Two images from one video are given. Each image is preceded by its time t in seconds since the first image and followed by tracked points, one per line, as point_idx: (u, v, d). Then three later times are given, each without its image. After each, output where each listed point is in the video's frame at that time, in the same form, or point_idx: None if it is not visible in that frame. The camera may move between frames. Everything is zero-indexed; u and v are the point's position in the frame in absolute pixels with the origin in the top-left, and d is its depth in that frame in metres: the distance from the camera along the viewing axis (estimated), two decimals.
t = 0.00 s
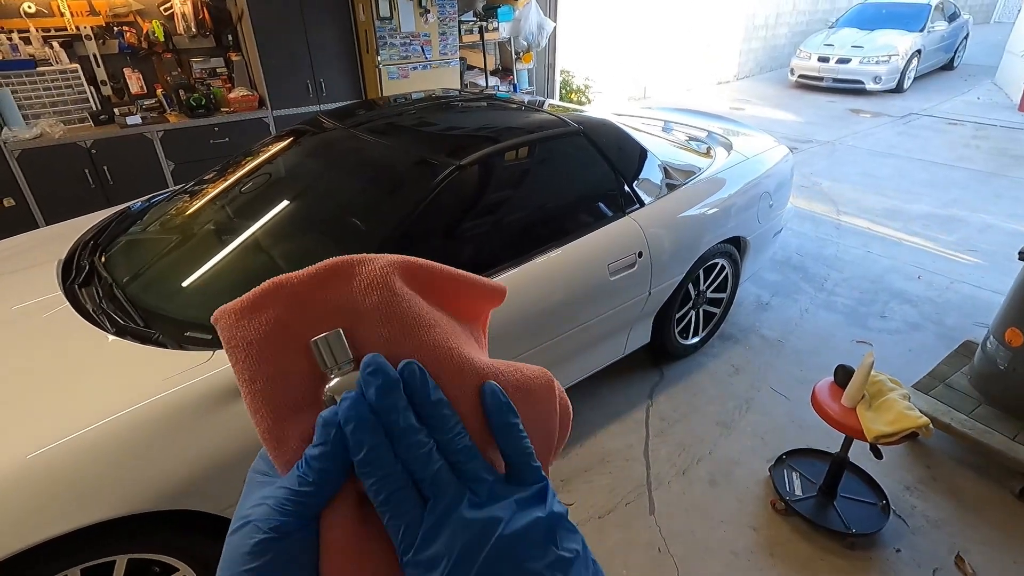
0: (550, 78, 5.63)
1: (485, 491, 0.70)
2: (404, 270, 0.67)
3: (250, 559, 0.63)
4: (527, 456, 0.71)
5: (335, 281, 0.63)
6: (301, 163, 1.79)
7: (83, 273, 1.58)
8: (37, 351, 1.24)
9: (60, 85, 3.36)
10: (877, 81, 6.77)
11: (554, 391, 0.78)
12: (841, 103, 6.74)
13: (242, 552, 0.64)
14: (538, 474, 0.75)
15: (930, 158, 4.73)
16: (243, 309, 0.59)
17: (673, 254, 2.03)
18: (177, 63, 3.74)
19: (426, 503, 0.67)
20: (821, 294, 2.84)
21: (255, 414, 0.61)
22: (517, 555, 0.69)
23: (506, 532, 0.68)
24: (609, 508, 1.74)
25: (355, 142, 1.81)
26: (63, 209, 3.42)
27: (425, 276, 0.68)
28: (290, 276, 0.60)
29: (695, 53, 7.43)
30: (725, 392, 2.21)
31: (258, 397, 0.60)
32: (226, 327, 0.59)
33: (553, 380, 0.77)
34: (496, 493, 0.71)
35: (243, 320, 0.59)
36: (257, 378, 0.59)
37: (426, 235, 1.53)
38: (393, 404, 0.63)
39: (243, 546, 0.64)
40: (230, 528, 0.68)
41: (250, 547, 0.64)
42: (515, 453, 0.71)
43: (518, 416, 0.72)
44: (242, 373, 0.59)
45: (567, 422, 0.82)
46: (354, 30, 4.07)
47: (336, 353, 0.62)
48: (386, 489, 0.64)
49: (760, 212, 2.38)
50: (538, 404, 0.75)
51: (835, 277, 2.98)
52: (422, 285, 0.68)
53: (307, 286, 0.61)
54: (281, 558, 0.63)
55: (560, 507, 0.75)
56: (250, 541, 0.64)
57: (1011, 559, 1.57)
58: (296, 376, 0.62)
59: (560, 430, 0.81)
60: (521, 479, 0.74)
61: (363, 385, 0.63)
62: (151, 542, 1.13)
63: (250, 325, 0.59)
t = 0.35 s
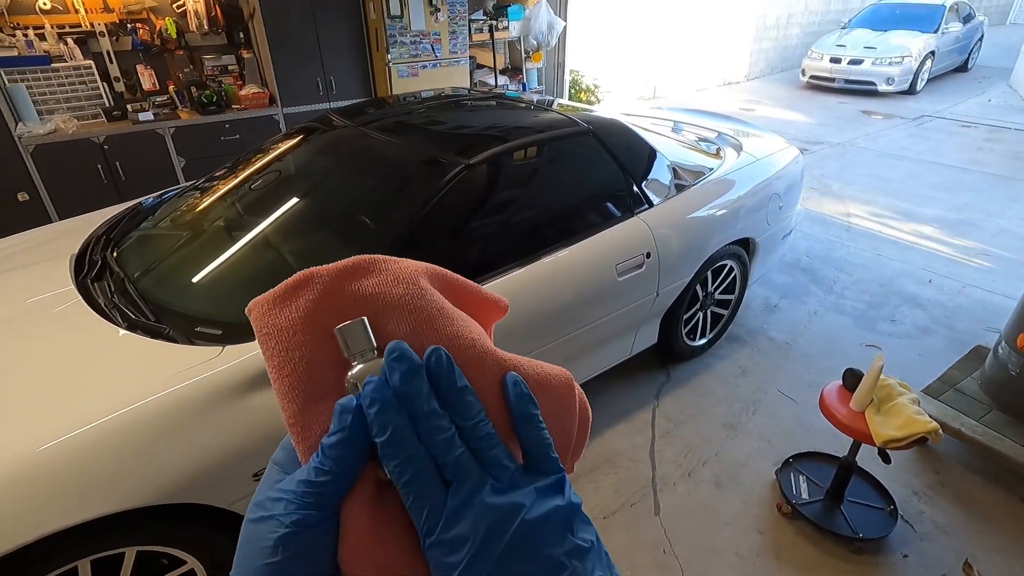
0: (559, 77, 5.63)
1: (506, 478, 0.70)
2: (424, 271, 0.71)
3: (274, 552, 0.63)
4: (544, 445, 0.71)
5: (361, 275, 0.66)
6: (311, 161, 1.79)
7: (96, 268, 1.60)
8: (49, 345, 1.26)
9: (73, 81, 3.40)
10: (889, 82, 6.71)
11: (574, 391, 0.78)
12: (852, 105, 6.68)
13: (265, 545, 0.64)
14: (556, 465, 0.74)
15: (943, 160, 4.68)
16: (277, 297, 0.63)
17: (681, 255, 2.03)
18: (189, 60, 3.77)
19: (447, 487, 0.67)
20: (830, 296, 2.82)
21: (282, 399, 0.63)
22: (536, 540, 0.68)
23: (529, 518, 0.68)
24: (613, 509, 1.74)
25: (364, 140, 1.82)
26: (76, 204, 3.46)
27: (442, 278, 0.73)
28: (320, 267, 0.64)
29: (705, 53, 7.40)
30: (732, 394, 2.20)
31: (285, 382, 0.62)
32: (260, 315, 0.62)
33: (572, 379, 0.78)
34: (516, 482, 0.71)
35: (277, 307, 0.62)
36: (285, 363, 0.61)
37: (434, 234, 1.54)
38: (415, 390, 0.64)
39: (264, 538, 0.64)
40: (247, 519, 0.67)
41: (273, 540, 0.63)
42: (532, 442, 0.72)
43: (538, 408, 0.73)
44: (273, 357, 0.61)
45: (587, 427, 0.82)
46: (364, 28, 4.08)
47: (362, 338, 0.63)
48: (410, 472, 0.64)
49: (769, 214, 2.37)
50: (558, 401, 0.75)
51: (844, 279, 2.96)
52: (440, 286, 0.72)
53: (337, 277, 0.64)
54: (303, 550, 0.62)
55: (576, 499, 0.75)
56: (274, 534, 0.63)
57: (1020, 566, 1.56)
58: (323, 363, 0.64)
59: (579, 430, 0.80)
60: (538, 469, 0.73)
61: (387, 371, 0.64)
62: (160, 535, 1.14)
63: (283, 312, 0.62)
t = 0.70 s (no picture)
0: (574, 72, 5.59)
1: (552, 449, 0.68)
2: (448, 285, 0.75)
3: (309, 531, 0.65)
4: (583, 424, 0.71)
5: (393, 284, 0.71)
6: (325, 154, 1.80)
7: (114, 258, 1.62)
8: (68, 333, 1.27)
9: (93, 73, 3.43)
10: (911, 79, 6.59)
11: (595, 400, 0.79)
12: (872, 102, 6.57)
13: (301, 524, 0.66)
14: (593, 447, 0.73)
15: (965, 159, 4.59)
16: (316, 304, 0.67)
17: (696, 253, 2.01)
18: (206, 53, 3.81)
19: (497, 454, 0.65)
20: (847, 297, 2.78)
21: (320, 396, 0.65)
22: (587, 510, 0.66)
23: (579, 487, 0.66)
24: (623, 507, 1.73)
25: (379, 134, 1.81)
26: (95, 194, 3.50)
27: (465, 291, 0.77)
28: (354, 276, 0.69)
29: (723, 49, 7.31)
30: (745, 394, 2.18)
31: (322, 380, 0.64)
32: (300, 320, 0.67)
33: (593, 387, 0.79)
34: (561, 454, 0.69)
35: (315, 311, 0.67)
36: (323, 361, 0.64)
37: (448, 229, 1.53)
38: (467, 361, 0.65)
39: (301, 517, 0.66)
40: (291, 503, 0.69)
41: (308, 520, 0.65)
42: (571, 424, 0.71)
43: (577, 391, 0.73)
44: (311, 356, 0.64)
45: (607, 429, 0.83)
46: (380, 22, 4.08)
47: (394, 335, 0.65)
48: (465, 433, 0.62)
49: (786, 212, 2.34)
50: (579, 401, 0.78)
51: (861, 280, 2.92)
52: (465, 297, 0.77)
53: (370, 286, 0.69)
54: (337, 532, 0.65)
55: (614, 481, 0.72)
56: (310, 515, 0.65)
57: None
58: (358, 362, 0.66)
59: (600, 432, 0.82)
60: (580, 446, 0.72)
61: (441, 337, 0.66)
62: (174, 523, 1.16)
63: (321, 315, 0.66)
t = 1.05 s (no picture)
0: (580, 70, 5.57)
1: (594, 449, 0.67)
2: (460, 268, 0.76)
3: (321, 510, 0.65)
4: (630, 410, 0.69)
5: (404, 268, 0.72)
6: (331, 151, 1.80)
7: (120, 254, 1.62)
8: (74, 329, 1.28)
9: (100, 69, 3.44)
10: (919, 79, 6.55)
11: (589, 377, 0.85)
12: (880, 102, 6.53)
13: (314, 502, 0.66)
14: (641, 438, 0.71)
15: (974, 160, 4.55)
16: (330, 288, 0.69)
17: (701, 253, 2.00)
18: (213, 49, 3.81)
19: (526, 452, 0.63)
20: (853, 298, 2.76)
21: (332, 377, 0.66)
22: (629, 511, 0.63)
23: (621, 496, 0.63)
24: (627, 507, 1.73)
25: (385, 131, 1.81)
26: (101, 191, 3.51)
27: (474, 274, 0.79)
28: (366, 261, 0.71)
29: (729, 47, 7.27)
30: (750, 395, 2.17)
31: (333, 360, 0.65)
32: (313, 304, 0.68)
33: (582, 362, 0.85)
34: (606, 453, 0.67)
35: (329, 295, 0.68)
36: (333, 343, 0.65)
37: (453, 227, 1.53)
38: (487, 335, 0.62)
39: (314, 496, 0.67)
40: (304, 485, 0.69)
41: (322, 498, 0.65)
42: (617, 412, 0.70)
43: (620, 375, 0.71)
44: (324, 338, 0.65)
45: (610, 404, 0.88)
46: (386, 19, 4.08)
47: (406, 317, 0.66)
48: (488, 430, 0.60)
49: (793, 213, 2.32)
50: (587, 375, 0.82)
51: (868, 280, 2.90)
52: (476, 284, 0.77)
53: (382, 270, 0.70)
54: (351, 509, 0.65)
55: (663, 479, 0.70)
56: (322, 494, 0.66)
57: None
58: (371, 343, 0.66)
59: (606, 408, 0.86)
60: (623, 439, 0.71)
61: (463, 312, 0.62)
62: (179, 520, 1.16)
63: (334, 299, 0.68)
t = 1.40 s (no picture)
0: (576, 70, 5.56)
1: (604, 456, 0.71)
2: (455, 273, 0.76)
3: (317, 515, 0.64)
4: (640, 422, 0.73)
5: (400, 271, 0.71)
6: (327, 151, 1.79)
7: (114, 255, 1.61)
8: (67, 330, 1.26)
9: (94, 68, 3.42)
10: (914, 79, 6.57)
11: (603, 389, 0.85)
12: (875, 102, 6.55)
13: (310, 506, 0.65)
14: (649, 451, 0.76)
15: (969, 160, 4.57)
16: (326, 289, 0.68)
17: (699, 253, 2.00)
18: (208, 49, 3.79)
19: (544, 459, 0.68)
20: (850, 298, 2.77)
21: (328, 381, 0.65)
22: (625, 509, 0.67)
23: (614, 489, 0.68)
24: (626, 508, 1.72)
25: (381, 131, 1.80)
26: (95, 191, 3.49)
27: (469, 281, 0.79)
28: (364, 262, 0.69)
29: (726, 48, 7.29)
30: (748, 395, 2.17)
31: (331, 366, 0.64)
32: (308, 306, 0.67)
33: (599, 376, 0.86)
34: (613, 463, 0.72)
35: (326, 297, 0.67)
36: (331, 347, 0.65)
37: (450, 227, 1.52)
38: (507, 344, 0.67)
39: (309, 501, 0.66)
40: (296, 488, 0.69)
41: (317, 502, 0.64)
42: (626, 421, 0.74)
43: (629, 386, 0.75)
44: (321, 343, 0.65)
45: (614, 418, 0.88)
46: (382, 18, 4.06)
47: (404, 323, 0.65)
48: (511, 434, 0.65)
49: (789, 213, 2.32)
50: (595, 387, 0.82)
51: (864, 280, 2.91)
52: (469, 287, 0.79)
53: (380, 272, 0.69)
54: (346, 515, 0.64)
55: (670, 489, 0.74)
56: (318, 498, 0.65)
57: None
58: (369, 347, 0.66)
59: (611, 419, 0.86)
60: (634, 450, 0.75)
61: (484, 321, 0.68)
62: (175, 523, 1.15)
63: (331, 302, 0.67)
